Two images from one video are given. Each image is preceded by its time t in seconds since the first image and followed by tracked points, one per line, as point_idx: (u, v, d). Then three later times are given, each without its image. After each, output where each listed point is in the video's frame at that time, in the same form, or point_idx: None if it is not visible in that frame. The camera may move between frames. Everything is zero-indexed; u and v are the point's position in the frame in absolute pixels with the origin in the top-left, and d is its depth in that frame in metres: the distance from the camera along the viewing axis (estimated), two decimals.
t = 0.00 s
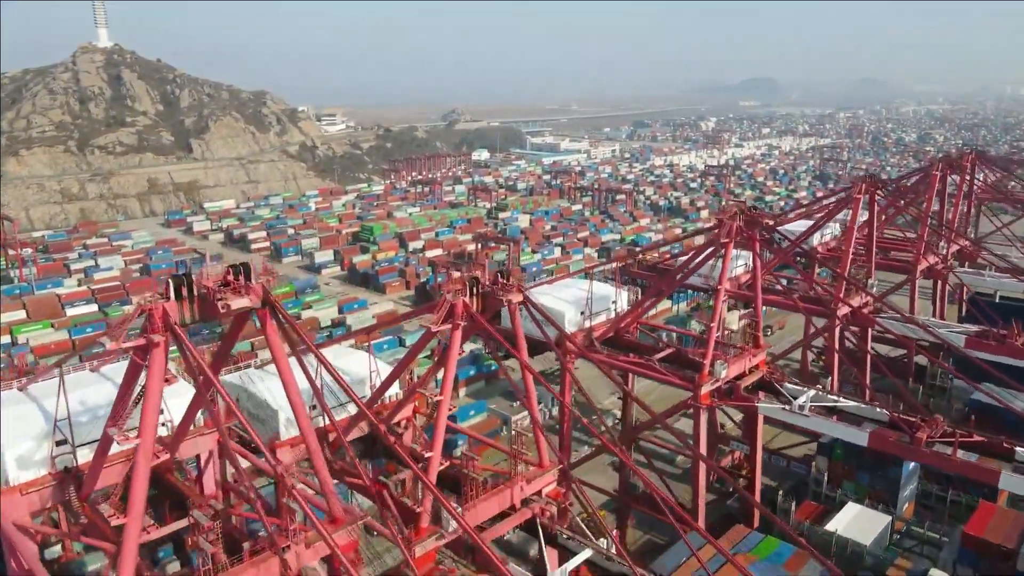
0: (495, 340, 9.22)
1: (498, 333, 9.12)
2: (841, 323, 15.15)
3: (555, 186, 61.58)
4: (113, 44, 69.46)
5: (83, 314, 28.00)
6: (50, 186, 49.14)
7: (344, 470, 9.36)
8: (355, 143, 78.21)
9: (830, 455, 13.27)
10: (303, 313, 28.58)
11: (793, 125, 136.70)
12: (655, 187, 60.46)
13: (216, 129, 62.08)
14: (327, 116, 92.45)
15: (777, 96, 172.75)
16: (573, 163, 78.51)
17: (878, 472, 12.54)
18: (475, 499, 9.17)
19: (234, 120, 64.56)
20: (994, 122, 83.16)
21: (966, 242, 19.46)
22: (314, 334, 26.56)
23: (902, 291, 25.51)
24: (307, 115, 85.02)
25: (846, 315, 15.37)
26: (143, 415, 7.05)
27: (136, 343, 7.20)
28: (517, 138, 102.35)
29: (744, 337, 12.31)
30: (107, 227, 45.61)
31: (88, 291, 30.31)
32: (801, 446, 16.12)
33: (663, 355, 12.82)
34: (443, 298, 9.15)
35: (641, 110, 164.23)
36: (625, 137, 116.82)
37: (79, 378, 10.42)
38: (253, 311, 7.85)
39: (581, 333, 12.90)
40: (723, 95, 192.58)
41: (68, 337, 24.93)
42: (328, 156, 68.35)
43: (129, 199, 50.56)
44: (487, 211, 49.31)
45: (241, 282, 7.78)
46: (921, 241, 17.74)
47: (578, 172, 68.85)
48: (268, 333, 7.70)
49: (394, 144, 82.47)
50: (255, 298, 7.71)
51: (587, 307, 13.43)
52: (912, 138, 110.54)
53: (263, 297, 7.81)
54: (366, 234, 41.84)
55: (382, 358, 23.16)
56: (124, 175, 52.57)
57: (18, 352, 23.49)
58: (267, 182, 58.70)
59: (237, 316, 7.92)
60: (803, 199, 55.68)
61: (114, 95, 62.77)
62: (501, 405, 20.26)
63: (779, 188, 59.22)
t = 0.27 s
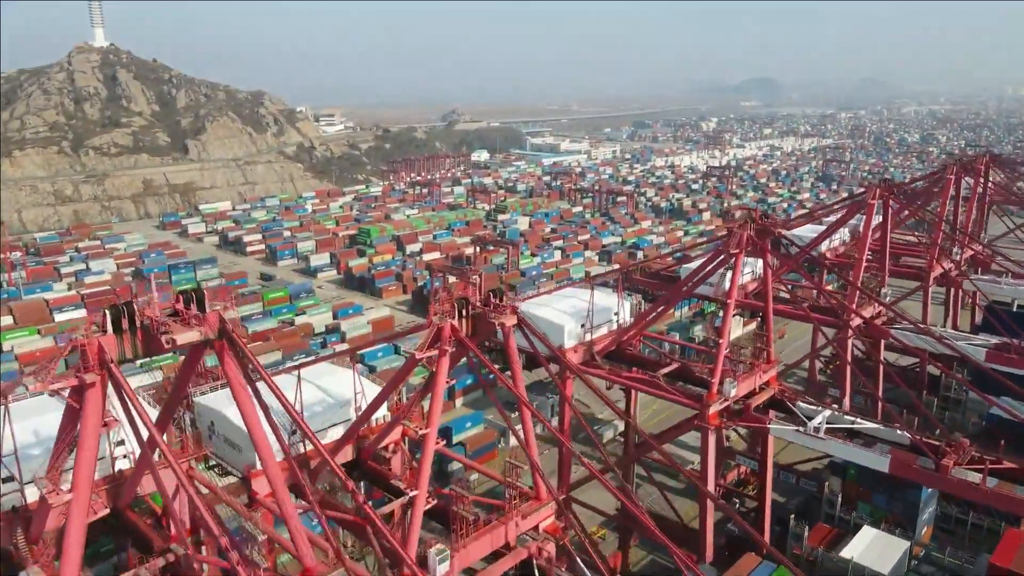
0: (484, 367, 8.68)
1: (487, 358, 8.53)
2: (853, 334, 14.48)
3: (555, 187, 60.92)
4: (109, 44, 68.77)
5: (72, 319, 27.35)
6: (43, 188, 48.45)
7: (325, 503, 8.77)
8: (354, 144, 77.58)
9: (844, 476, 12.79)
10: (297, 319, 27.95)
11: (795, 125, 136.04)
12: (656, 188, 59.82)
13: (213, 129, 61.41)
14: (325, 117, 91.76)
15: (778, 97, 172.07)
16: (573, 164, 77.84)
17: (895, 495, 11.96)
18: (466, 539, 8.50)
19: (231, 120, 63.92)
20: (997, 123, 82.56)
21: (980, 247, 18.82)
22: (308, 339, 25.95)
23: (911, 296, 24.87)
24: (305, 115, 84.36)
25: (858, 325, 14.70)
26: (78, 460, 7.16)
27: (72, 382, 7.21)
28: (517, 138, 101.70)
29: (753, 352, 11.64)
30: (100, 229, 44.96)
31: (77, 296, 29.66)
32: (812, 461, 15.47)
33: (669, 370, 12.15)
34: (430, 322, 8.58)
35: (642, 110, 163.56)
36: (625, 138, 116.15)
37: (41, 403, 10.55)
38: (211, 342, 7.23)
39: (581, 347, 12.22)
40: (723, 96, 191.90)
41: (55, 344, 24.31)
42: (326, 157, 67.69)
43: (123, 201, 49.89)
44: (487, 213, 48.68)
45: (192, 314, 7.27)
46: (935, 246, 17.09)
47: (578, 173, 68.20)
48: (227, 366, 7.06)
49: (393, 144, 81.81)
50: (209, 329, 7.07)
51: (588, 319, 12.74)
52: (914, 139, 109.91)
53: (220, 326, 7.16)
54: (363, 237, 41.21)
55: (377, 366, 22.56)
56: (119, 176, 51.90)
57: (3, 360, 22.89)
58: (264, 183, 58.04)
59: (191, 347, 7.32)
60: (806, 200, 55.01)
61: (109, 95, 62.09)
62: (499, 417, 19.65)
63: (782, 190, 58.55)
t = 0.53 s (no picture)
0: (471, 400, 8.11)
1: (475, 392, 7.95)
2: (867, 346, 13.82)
3: (555, 188, 60.28)
4: (105, 43, 68.11)
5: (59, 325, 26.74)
6: (36, 189, 47.82)
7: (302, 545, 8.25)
8: (352, 145, 76.91)
9: (860, 498, 11.97)
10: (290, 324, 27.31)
11: (796, 125, 135.32)
12: (658, 189, 59.11)
13: (209, 130, 60.76)
14: (323, 117, 91.10)
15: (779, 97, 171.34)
16: (573, 165, 77.17)
17: (915, 520, 11.27)
18: None
19: (227, 121, 63.29)
20: (1000, 123, 81.96)
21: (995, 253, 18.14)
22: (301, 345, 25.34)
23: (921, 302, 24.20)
24: (303, 115, 83.70)
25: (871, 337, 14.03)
26: None
27: None
28: (517, 139, 101.03)
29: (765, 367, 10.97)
30: (93, 231, 44.30)
31: (66, 301, 29.04)
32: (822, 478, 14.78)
33: (675, 387, 11.48)
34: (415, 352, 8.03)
35: (642, 111, 162.84)
36: (626, 138, 115.48)
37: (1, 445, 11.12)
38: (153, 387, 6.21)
39: (582, 362, 11.54)
40: (724, 96, 191.18)
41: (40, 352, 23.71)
42: (324, 157, 67.05)
43: (118, 202, 49.25)
44: (486, 215, 48.02)
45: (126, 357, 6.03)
46: (949, 253, 16.42)
47: (578, 174, 67.52)
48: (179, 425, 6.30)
49: (391, 145, 81.15)
50: (148, 377, 5.98)
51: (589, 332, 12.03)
52: (917, 139, 109.20)
53: (164, 371, 6.09)
54: (360, 239, 40.56)
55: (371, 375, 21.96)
56: (113, 177, 51.27)
57: None
58: (261, 184, 57.39)
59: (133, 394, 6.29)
60: (809, 202, 54.34)
61: (104, 95, 61.45)
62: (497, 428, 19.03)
63: (785, 191, 57.87)
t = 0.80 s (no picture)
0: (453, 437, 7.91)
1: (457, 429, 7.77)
2: (883, 361, 13.15)
3: (555, 189, 59.59)
4: (100, 43, 67.45)
5: (46, 330, 26.09)
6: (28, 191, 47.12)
7: None
8: (351, 145, 76.27)
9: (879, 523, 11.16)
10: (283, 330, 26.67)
11: (797, 126, 134.61)
12: (659, 191, 58.44)
13: (205, 130, 60.08)
14: (321, 117, 90.34)
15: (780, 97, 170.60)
16: (573, 166, 76.51)
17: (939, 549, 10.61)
18: None
19: (224, 121, 62.63)
20: (1004, 124, 81.23)
21: (1013, 259, 17.44)
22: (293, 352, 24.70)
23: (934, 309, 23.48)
24: (301, 116, 83.03)
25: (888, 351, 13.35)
26: None
27: None
28: (517, 139, 100.35)
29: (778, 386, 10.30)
30: (86, 233, 43.63)
31: (55, 305, 28.39)
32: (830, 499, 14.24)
33: (681, 406, 10.77)
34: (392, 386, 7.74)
35: (643, 111, 162.15)
36: (627, 138, 114.75)
37: None
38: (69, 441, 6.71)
39: (583, 378, 10.84)
40: (725, 96, 190.47)
41: (24, 360, 23.03)
42: (322, 158, 66.41)
43: (112, 204, 48.61)
44: (485, 217, 47.34)
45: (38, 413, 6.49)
46: (966, 260, 15.73)
47: (579, 174, 66.85)
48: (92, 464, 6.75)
49: (390, 145, 80.46)
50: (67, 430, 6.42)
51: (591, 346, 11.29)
52: (919, 139, 108.53)
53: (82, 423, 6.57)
54: (357, 241, 39.86)
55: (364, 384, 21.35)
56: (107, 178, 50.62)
57: None
58: (258, 186, 56.76)
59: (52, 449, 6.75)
60: (812, 203, 53.64)
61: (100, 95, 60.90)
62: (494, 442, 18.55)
63: (788, 192, 57.18)
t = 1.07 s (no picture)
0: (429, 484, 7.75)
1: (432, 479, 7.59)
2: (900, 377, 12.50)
3: (555, 191, 58.93)
4: (96, 43, 66.80)
5: (32, 337, 25.40)
6: (21, 193, 46.47)
7: None
8: (349, 146, 75.56)
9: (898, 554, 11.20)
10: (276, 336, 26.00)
11: (799, 126, 133.87)
12: (660, 192, 57.75)
13: (201, 131, 59.40)
14: (320, 118, 89.58)
15: (781, 97, 169.92)
16: (574, 167, 75.82)
17: None
18: None
19: (221, 121, 61.90)
20: (1008, 125, 80.53)
21: None
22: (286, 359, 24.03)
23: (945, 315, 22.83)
24: (299, 116, 82.33)
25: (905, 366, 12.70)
26: None
27: None
28: (516, 139, 99.62)
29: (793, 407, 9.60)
30: (78, 235, 42.96)
31: (43, 311, 27.71)
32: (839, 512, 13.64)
33: (688, 427, 10.11)
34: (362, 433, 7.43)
35: (643, 112, 161.42)
36: (628, 139, 114.03)
37: None
38: None
39: (582, 399, 10.20)
40: (727, 96, 189.65)
41: (8, 368, 22.45)
42: (319, 159, 65.71)
43: (106, 206, 47.97)
44: (484, 219, 46.69)
45: None
46: (985, 267, 15.04)
47: (579, 176, 66.16)
48: None
49: (389, 146, 79.78)
50: None
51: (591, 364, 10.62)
52: (922, 140, 107.76)
53: None
54: (353, 244, 39.21)
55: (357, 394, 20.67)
56: (101, 179, 49.91)
57: None
58: (254, 187, 56.11)
59: None
60: (816, 204, 52.93)
61: (95, 96, 60.23)
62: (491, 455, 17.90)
63: (791, 194, 56.48)
